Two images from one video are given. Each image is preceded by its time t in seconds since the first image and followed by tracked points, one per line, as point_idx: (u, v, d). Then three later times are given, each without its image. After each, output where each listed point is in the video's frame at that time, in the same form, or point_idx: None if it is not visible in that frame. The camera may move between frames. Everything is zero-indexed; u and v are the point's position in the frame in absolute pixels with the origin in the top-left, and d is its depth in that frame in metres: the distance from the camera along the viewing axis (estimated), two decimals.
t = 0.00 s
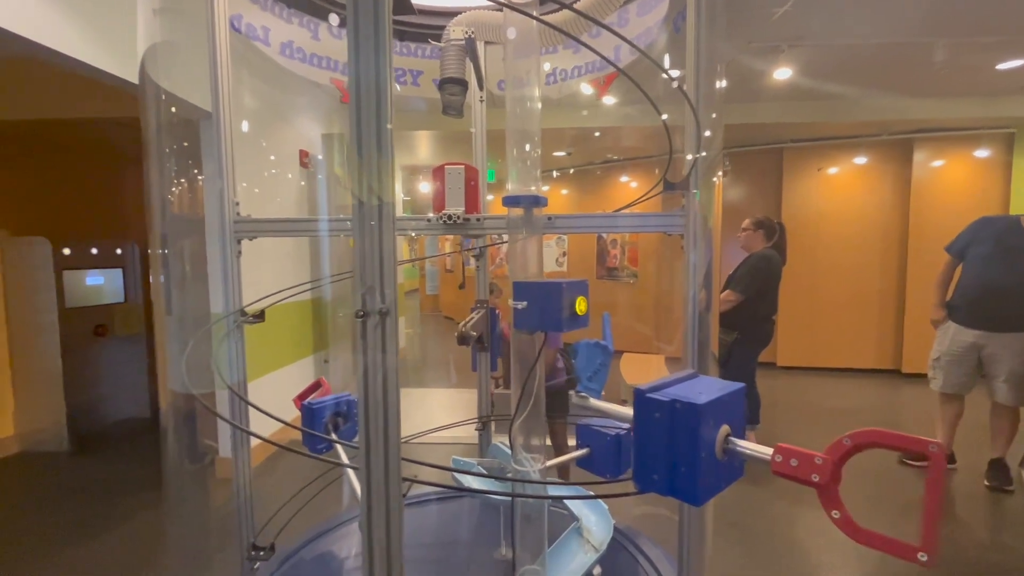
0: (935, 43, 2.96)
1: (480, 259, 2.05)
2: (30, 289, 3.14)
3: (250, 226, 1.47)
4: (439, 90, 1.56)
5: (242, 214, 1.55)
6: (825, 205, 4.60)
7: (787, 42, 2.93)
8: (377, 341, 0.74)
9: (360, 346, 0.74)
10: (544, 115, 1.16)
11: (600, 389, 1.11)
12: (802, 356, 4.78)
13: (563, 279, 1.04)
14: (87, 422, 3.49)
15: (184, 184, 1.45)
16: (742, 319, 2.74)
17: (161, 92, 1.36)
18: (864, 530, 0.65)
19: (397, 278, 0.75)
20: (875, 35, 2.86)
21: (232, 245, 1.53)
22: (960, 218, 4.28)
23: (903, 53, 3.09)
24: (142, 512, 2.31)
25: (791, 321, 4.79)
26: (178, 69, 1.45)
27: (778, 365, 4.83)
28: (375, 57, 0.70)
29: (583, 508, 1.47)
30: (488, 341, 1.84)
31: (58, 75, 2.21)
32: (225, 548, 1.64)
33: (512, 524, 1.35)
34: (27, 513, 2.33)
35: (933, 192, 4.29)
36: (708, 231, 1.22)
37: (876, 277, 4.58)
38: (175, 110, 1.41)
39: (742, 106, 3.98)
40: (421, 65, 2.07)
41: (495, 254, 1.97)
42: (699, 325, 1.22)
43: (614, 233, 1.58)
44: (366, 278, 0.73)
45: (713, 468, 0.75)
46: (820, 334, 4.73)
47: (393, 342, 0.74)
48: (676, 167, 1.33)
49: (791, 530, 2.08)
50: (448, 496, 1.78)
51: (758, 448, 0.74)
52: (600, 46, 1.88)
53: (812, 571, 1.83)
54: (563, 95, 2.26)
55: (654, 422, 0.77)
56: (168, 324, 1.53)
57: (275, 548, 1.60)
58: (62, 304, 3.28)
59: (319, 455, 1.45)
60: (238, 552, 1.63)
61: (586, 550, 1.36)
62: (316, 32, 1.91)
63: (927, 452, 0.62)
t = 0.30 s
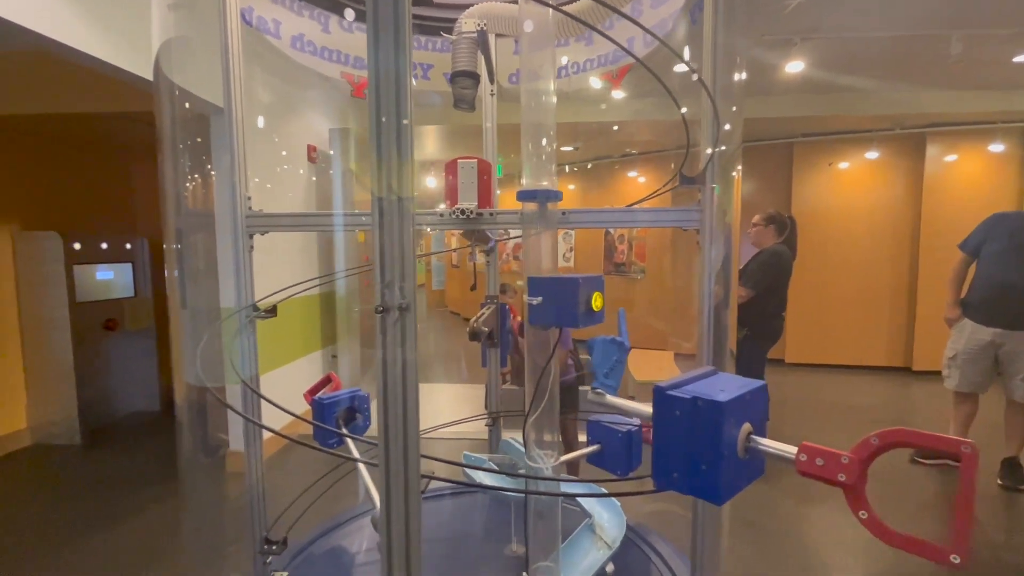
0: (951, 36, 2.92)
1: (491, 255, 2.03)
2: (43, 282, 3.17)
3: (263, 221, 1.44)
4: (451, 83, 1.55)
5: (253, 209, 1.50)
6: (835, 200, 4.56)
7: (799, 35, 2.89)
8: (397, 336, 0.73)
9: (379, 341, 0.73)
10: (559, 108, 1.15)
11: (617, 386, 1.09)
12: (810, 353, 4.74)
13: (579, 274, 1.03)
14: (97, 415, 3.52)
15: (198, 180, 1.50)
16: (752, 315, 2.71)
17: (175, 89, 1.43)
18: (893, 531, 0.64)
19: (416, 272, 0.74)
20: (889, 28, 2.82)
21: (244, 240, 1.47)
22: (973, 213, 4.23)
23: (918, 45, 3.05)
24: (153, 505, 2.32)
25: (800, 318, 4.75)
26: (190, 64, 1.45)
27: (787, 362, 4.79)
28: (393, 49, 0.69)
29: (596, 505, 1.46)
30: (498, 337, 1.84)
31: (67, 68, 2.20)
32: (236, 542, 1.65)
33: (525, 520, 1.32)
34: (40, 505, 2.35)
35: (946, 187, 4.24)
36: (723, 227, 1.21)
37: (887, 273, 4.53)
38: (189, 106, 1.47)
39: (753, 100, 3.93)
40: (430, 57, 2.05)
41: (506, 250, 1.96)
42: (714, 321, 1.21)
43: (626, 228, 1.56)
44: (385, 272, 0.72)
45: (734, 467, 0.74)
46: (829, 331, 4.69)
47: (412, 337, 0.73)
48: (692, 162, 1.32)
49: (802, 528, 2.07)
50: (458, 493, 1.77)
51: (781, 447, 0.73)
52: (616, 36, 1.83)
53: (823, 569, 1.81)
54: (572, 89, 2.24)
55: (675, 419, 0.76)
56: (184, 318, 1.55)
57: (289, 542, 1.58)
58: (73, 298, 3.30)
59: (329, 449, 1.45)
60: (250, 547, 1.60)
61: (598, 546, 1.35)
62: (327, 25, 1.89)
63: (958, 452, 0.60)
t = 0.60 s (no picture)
0: (965, 27, 2.86)
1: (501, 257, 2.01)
2: (49, 276, 3.16)
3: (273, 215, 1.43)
4: (461, 76, 1.53)
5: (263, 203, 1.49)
6: (843, 195, 4.51)
7: (811, 27, 2.85)
8: (417, 334, 0.72)
9: (398, 338, 0.72)
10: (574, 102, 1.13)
11: (634, 383, 1.07)
12: (817, 349, 4.71)
13: (595, 270, 1.01)
14: (105, 408, 3.54)
15: (210, 174, 1.53)
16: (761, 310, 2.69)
17: (185, 83, 1.46)
18: (924, 534, 0.63)
19: (436, 269, 0.73)
20: (903, 20, 2.77)
21: (254, 234, 1.47)
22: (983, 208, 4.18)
23: (931, 37, 2.99)
24: (162, 497, 2.34)
25: (807, 313, 4.71)
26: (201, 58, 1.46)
27: (793, 358, 4.77)
28: (415, 43, 0.68)
29: (607, 503, 1.46)
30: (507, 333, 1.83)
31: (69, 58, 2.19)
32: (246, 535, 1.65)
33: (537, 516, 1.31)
34: (51, 496, 2.38)
35: (955, 182, 4.19)
36: (739, 222, 1.19)
37: (895, 268, 4.50)
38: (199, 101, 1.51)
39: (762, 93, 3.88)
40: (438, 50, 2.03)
41: (515, 245, 1.94)
42: (729, 316, 1.20)
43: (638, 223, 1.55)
44: (405, 269, 0.71)
45: (758, 466, 0.73)
46: (836, 326, 4.66)
47: (432, 334, 0.72)
48: (708, 156, 1.30)
49: (809, 524, 2.07)
50: (467, 488, 1.77)
51: (805, 446, 0.72)
52: (636, 23, 1.79)
53: (831, 566, 1.81)
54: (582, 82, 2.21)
55: (697, 418, 0.75)
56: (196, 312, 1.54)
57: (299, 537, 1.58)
58: (79, 292, 3.30)
59: (339, 445, 1.44)
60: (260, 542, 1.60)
61: (610, 544, 1.35)
62: (334, 16, 1.89)
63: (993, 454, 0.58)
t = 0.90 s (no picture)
0: (979, 19, 2.82)
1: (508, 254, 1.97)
2: (54, 269, 3.16)
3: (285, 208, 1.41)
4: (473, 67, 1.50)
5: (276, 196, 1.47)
6: (850, 189, 4.48)
7: (822, 19, 2.82)
8: (443, 328, 0.71)
9: (424, 331, 0.72)
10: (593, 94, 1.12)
11: (654, 379, 1.07)
12: (822, 344, 4.70)
13: (615, 264, 1.00)
14: (111, 400, 3.55)
15: (225, 168, 1.60)
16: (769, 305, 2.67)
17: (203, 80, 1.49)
18: (957, 531, 0.62)
19: (464, 263, 0.72)
20: (915, 12, 2.73)
21: (266, 227, 1.46)
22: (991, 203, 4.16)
23: (943, 29, 2.95)
24: (170, 489, 2.36)
25: (812, 308, 4.69)
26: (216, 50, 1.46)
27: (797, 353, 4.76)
28: (444, 32, 0.67)
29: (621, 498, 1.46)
30: (518, 327, 1.82)
31: (73, 45, 2.17)
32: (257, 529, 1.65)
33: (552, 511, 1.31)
34: (60, 488, 2.39)
35: (963, 177, 4.16)
36: (756, 216, 1.19)
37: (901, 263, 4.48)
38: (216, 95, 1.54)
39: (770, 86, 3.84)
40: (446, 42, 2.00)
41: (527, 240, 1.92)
42: (745, 310, 1.20)
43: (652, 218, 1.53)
44: (432, 262, 0.70)
45: (785, 462, 0.72)
46: (840, 322, 4.65)
47: (459, 328, 0.71)
48: (726, 149, 1.28)
49: (817, 519, 2.07)
50: (478, 483, 1.77)
51: (833, 442, 0.71)
52: (659, 10, 1.75)
53: (840, 562, 1.81)
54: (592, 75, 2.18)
55: (724, 414, 0.74)
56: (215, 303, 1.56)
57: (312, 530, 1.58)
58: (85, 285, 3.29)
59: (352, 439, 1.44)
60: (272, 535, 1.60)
61: (623, 538, 1.36)
62: (345, 7, 1.86)
63: None
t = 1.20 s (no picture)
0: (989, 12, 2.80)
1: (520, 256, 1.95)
2: (60, 261, 3.16)
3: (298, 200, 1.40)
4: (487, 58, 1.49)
5: (288, 188, 1.46)
6: (855, 184, 4.47)
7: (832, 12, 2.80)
8: (471, 321, 0.71)
9: (452, 325, 0.71)
10: (610, 87, 1.11)
11: (672, 373, 1.07)
12: (826, 339, 4.69)
13: (633, 259, 1.00)
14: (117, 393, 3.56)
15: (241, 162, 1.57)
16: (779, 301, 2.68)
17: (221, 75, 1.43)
18: (986, 527, 0.62)
19: (490, 257, 0.72)
20: (925, 5, 2.71)
21: (279, 220, 1.45)
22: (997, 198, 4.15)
23: (952, 22, 2.93)
24: (178, 481, 2.37)
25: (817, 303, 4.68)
26: (231, 43, 1.45)
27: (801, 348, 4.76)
28: (474, 25, 0.66)
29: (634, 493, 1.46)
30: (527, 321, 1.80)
31: (77, 36, 2.16)
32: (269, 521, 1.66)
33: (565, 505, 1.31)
34: (68, 480, 2.40)
35: (969, 171, 4.15)
36: (772, 210, 1.19)
37: (906, 258, 4.47)
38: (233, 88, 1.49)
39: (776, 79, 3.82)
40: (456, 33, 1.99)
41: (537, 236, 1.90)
42: (761, 303, 1.20)
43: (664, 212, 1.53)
44: (461, 256, 0.70)
45: (810, 457, 0.72)
46: (844, 317, 4.64)
47: (486, 322, 0.71)
48: (743, 143, 1.28)
49: (822, 512, 2.08)
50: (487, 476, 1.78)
51: (859, 438, 0.70)
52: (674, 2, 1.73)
53: (847, 555, 1.82)
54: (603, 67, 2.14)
55: (749, 409, 0.74)
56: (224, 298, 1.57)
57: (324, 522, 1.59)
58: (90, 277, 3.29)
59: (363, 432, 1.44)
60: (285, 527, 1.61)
61: (636, 532, 1.36)
62: None
63: None
